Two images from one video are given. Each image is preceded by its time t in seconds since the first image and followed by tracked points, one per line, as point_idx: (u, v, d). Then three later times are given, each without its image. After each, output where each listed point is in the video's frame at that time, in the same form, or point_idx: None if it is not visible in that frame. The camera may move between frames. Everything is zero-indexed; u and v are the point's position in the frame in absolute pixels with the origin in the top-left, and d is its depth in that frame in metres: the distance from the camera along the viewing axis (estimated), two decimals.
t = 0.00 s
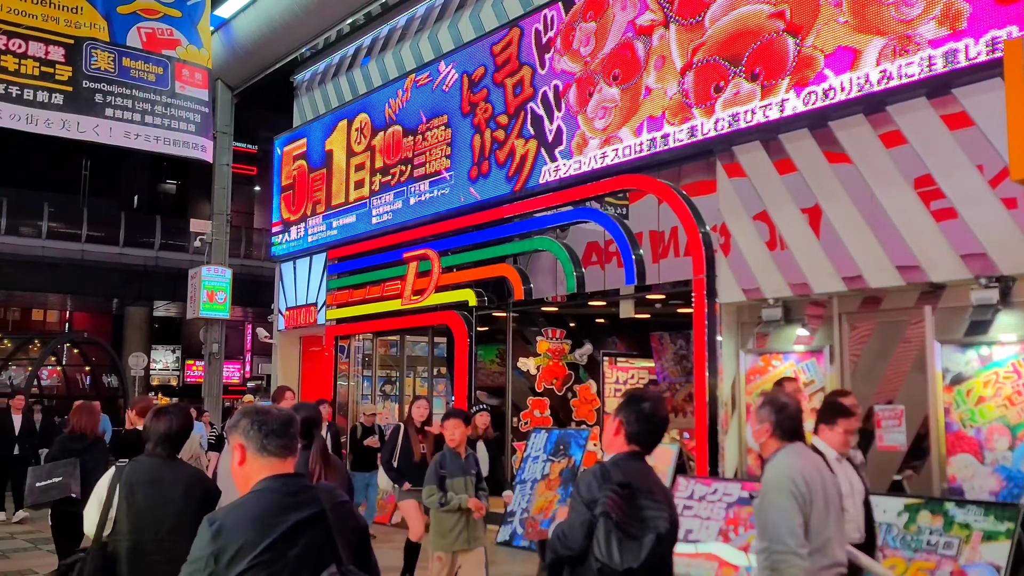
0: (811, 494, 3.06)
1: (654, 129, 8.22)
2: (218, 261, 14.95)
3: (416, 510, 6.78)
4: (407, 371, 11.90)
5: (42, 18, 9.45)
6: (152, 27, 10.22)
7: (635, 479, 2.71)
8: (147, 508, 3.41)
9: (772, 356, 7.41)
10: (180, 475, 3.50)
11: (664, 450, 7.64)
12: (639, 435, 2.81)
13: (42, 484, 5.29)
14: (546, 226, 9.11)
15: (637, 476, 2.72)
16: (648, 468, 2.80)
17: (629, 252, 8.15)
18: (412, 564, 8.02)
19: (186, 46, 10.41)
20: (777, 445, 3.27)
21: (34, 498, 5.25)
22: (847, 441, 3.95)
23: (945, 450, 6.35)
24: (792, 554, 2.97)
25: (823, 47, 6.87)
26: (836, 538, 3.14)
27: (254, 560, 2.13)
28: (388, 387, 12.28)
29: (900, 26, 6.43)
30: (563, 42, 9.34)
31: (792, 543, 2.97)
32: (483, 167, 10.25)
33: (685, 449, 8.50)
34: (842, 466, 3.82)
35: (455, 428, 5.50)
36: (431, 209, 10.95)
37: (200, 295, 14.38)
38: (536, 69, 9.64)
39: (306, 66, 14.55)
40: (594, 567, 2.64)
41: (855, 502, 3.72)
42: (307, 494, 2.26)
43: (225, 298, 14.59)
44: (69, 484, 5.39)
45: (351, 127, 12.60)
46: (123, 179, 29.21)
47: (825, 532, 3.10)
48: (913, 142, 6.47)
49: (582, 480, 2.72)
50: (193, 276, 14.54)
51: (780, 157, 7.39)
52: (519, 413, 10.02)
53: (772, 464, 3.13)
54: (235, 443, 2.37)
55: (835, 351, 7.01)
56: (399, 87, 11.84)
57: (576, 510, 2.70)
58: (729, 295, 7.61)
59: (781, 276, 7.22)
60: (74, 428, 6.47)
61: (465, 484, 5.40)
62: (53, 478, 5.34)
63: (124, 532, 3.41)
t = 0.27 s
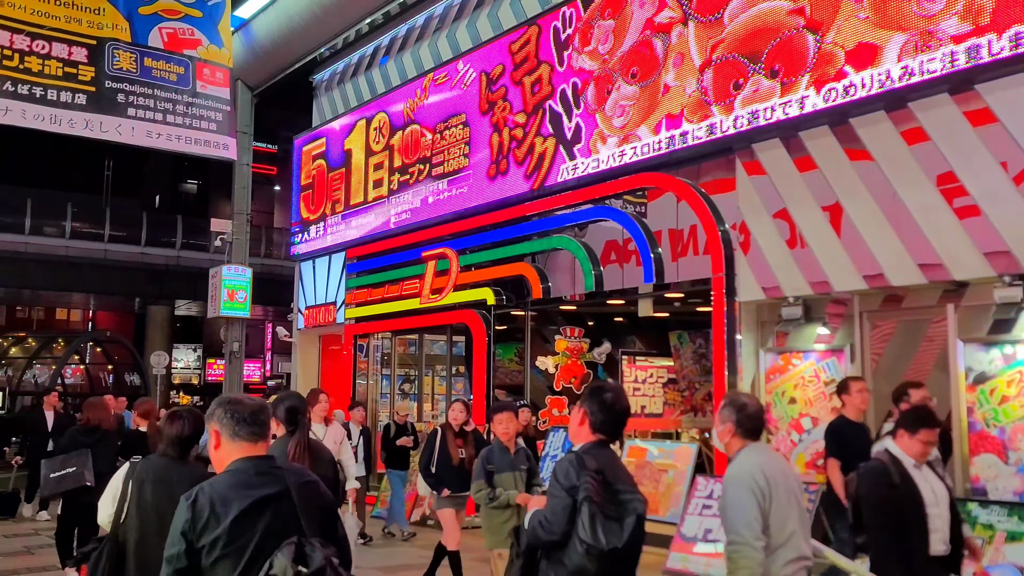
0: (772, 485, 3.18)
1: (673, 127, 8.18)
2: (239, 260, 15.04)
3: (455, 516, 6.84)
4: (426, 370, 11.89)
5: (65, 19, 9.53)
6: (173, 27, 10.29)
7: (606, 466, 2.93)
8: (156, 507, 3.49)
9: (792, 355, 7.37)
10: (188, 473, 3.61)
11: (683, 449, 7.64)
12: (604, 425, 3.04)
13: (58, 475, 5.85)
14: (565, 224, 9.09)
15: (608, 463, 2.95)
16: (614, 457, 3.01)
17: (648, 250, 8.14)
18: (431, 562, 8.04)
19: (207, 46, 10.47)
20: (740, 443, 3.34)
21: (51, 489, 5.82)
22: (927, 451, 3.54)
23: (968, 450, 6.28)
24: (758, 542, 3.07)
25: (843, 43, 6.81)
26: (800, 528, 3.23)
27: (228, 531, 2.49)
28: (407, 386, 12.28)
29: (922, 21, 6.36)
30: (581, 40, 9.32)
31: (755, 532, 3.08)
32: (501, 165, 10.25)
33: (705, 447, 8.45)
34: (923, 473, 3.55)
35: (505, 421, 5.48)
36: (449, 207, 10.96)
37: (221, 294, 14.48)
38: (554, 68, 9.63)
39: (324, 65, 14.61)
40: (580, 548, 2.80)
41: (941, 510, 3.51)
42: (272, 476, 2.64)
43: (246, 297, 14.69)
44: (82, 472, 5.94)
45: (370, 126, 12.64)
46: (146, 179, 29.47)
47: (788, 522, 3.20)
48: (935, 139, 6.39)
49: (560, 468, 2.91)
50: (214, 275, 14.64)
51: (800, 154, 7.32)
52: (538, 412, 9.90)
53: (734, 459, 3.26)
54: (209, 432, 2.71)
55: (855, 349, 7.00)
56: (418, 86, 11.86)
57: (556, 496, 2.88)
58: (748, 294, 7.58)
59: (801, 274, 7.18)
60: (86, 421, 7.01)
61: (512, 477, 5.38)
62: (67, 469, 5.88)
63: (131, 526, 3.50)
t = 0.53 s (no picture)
0: (747, 479, 3.16)
1: (694, 125, 8.15)
2: (261, 260, 15.14)
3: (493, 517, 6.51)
4: (447, 370, 11.96)
5: (91, 21, 9.63)
6: (196, 28, 10.37)
7: (569, 473, 3.11)
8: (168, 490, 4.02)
9: (815, 354, 7.35)
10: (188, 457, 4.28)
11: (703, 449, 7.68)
12: (569, 432, 3.22)
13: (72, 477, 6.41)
14: (586, 223, 9.06)
15: (571, 470, 3.13)
16: (579, 462, 3.20)
17: (668, 249, 8.10)
18: (451, 561, 8.04)
19: (229, 47, 10.54)
20: (718, 436, 3.35)
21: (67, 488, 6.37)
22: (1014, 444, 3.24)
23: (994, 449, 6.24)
24: (732, 537, 3.02)
25: (867, 39, 6.75)
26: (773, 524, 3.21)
27: (186, 527, 2.57)
28: (427, 385, 12.32)
29: (947, 17, 6.28)
30: (602, 39, 9.30)
31: (731, 524, 3.04)
32: (521, 165, 10.25)
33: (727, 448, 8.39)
34: (1010, 470, 3.20)
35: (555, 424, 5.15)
36: (470, 207, 10.97)
37: (244, 293, 14.58)
38: (575, 66, 9.61)
39: (345, 66, 14.67)
40: (542, 556, 2.98)
41: None
42: (237, 475, 2.72)
43: (268, 297, 14.77)
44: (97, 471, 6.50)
45: (390, 126, 12.67)
46: (168, 179, 29.71)
47: (760, 516, 3.17)
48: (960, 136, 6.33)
49: (525, 477, 3.09)
50: (237, 275, 14.74)
51: (823, 152, 7.28)
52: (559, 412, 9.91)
53: (710, 452, 3.22)
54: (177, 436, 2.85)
55: (879, 349, 6.95)
56: (438, 86, 11.87)
57: (521, 505, 3.07)
58: (771, 292, 7.51)
59: (824, 273, 7.11)
60: (94, 423, 7.08)
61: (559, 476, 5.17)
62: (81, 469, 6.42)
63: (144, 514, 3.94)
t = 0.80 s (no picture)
0: (721, 480, 3.36)
1: (715, 125, 8.11)
2: (283, 261, 15.23)
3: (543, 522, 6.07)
4: (468, 370, 11.96)
5: (115, 25, 9.72)
6: (219, 31, 10.45)
7: (539, 463, 3.16)
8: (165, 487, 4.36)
9: (839, 355, 7.28)
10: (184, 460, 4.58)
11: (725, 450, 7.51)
12: (552, 423, 3.30)
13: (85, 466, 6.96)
14: (608, 224, 9.05)
15: (542, 461, 3.17)
16: (559, 454, 3.24)
17: (690, 249, 8.07)
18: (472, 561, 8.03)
19: (251, 49, 10.61)
20: (693, 440, 3.55)
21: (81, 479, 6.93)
22: None
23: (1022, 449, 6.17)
24: (704, 535, 3.24)
25: (891, 37, 6.69)
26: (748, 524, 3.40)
27: (182, 515, 2.88)
28: (449, 386, 12.34)
29: (973, 13, 6.21)
30: (622, 39, 9.28)
31: (704, 523, 3.26)
32: (541, 165, 10.25)
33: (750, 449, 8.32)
34: None
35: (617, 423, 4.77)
36: (490, 207, 10.98)
37: (266, 294, 14.66)
38: (596, 66, 9.60)
39: (367, 68, 14.74)
40: (491, 540, 3.09)
41: None
42: (232, 469, 3.01)
43: (290, 298, 14.85)
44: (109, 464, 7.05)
45: (411, 127, 12.71)
46: (192, 181, 29.96)
47: (735, 517, 3.37)
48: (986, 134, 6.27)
49: (494, 466, 3.23)
50: (259, 276, 14.83)
51: (847, 151, 7.25)
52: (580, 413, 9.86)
53: (687, 455, 3.44)
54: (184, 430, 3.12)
55: (904, 349, 6.90)
56: (459, 86, 11.89)
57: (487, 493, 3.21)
58: (794, 292, 7.39)
59: (848, 272, 7.05)
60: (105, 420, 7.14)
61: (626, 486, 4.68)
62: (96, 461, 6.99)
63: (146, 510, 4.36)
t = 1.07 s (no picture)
0: (685, 481, 3.40)
1: (735, 125, 8.08)
2: (304, 262, 15.32)
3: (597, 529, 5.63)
4: (487, 370, 11.98)
5: (139, 28, 9.81)
6: (241, 34, 10.53)
7: (524, 464, 3.26)
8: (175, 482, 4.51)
9: (860, 355, 7.22)
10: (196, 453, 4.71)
11: (747, 452, 7.51)
12: (542, 429, 3.37)
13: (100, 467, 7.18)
14: (629, 224, 9.01)
15: (528, 463, 3.27)
16: (547, 459, 3.32)
17: (709, 249, 8.02)
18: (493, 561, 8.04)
19: (273, 52, 10.69)
20: (664, 440, 3.62)
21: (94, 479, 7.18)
22: None
23: None
24: (665, 535, 3.30)
25: (913, 35, 6.64)
26: (712, 522, 3.44)
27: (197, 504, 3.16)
28: (468, 386, 12.38)
29: (996, 11, 6.15)
30: (641, 39, 9.27)
31: (664, 523, 3.32)
32: (561, 165, 10.26)
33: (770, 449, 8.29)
34: None
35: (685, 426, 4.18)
36: (510, 208, 11.00)
37: (287, 295, 14.76)
38: (615, 66, 9.59)
39: (386, 70, 14.80)
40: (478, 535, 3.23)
41: None
42: (243, 463, 3.24)
43: (311, 299, 14.93)
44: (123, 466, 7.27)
45: (431, 128, 12.75)
46: (213, 183, 30.20)
47: (699, 515, 3.41)
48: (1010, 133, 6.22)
49: (482, 466, 3.35)
50: (280, 277, 14.93)
51: (868, 150, 7.20)
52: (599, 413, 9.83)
53: (655, 455, 3.49)
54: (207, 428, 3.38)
55: (927, 349, 6.82)
56: (478, 88, 11.92)
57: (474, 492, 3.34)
58: (815, 292, 7.44)
59: (870, 273, 7.02)
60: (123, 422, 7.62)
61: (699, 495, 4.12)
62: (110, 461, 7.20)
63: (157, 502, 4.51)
